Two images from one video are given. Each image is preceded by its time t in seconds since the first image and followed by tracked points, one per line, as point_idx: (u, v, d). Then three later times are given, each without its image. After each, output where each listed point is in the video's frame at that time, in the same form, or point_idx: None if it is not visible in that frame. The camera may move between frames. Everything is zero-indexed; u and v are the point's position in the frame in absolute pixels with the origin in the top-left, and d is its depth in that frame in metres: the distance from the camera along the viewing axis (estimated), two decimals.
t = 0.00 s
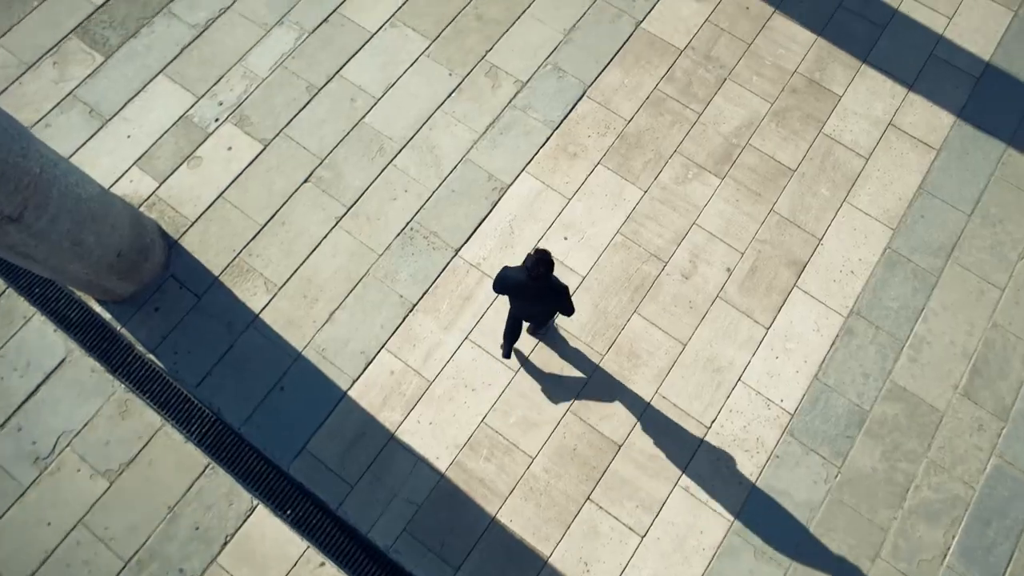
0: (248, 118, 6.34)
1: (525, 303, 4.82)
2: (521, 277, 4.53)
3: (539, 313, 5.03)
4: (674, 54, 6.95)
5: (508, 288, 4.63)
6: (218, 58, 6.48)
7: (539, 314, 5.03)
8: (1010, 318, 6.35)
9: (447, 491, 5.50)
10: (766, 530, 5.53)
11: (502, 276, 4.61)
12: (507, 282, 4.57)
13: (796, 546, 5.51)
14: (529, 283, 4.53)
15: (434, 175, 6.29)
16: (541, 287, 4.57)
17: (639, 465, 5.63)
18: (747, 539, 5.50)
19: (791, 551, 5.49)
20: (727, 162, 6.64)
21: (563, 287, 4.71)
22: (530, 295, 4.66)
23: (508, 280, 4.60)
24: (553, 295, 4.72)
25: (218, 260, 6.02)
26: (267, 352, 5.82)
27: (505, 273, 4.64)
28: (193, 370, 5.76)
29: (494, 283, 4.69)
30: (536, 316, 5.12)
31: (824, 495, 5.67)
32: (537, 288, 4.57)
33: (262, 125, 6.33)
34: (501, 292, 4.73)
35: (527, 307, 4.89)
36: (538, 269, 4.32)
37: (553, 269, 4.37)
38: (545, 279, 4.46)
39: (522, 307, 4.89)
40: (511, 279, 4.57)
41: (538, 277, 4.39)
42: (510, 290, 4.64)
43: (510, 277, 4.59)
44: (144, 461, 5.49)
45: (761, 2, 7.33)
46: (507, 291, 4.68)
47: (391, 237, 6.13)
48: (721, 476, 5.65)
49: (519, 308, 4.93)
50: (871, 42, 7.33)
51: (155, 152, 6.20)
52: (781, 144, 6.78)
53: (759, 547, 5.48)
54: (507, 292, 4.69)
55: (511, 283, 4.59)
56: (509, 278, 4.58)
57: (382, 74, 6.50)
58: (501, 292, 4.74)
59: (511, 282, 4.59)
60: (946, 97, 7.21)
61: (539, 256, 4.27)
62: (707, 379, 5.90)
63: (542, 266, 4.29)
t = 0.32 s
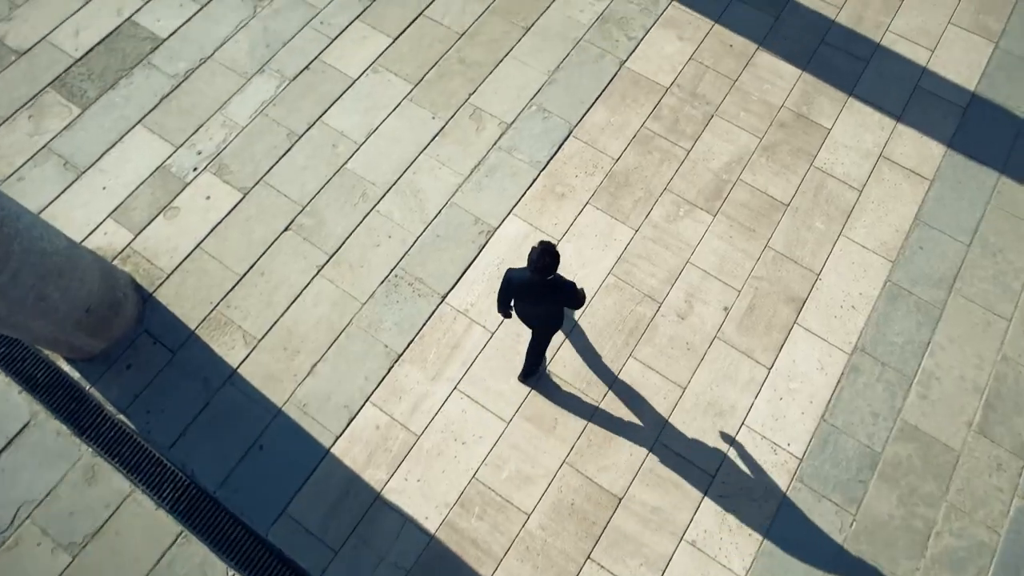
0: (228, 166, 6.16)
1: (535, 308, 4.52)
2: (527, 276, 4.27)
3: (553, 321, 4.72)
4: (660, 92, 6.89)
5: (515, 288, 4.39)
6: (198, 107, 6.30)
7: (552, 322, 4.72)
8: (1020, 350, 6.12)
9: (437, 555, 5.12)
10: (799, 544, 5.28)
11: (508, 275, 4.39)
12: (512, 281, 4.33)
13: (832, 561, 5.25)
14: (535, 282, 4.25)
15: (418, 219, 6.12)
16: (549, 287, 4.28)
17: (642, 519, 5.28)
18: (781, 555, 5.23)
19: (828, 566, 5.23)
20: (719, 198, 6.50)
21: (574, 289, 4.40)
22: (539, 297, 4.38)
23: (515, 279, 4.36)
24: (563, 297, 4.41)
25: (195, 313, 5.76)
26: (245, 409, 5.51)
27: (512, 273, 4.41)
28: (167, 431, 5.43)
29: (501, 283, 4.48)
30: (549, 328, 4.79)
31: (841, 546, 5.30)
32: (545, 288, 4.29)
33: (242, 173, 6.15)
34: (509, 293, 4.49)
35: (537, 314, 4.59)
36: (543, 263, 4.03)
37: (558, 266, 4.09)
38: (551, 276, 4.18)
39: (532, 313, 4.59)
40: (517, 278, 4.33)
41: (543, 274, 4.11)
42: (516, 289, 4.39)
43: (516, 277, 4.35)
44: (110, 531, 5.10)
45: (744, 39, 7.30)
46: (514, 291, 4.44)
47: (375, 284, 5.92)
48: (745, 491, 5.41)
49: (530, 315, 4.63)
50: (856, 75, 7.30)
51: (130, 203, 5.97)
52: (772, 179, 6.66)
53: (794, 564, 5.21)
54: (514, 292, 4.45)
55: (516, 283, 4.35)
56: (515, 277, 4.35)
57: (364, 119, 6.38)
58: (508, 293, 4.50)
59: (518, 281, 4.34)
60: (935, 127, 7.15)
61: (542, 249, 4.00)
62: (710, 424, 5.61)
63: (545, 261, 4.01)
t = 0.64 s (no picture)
0: (200, 221, 5.93)
1: (531, 299, 4.46)
2: (523, 264, 4.23)
3: (552, 316, 4.64)
4: (640, 132, 6.82)
5: (511, 277, 4.36)
6: (169, 162, 6.09)
7: (550, 317, 4.64)
8: None
9: None
10: (832, 548, 5.08)
11: (506, 263, 4.38)
12: (509, 270, 4.31)
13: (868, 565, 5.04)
14: (531, 271, 4.20)
15: (398, 268, 5.91)
16: (545, 277, 4.21)
17: None
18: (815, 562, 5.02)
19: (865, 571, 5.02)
20: (706, 235, 6.36)
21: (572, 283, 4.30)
22: (534, 287, 4.32)
23: (512, 267, 4.34)
24: (559, 289, 4.32)
25: (164, 374, 5.44)
26: (216, 477, 5.14)
27: (511, 262, 4.38)
28: (131, 504, 5.03)
29: (500, 271, 4.46)
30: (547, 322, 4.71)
31: None
32: (540, 278, 4.22)
33: (214, 227, 5.92)
34: (507, 282, 4.46)
35: (534, 306, 4.52)
36: (536, 250, 3.97)
37: (553, 254, 4.01)
38: (546, 264, 4.11)
39: (529, 304, 4.53)
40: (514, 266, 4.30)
41: (537, 261, 4.05)
42: (512, 278, 4.36)
43: (514, 265, 4.32)
44: None
45: (722, 76, 7.30)
46: (511, 281, 4.40)
47: (354, 338, 5.65)
48: (771, 498, 5.23)
49: (527, 306, 4.58)
50: (835, 107, 7.30)
51: (98, 262, 5.70)
52: (759, 213, 6.54)
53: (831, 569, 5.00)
54: (511, 281, 4.41)
55: (513, 271, 4.32)
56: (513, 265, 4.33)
57: (340, 168, 6.23)
58: (506, 282, 4.46)
59: (514, 269, 4.30)
60: (918, 156, 7.11)
61: (535, 235, 3.94)
62: (712, 472, 5.29)
63: (538, 247, 3.94)
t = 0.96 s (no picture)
0: (167, 281, 5.65)
1: (523, 304, 4.33)
2: (518, 265, 4.12)
3: (541, 320, 4.55)
4: (619, 174, 6.74)
5: (503, 281, 4.20)
6: (136, 221, 5.84)
7: (540, 322, 4.54)
8: None
9: None
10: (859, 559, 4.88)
11: (496, 267, 4.20)
12: (500, 274, 4.15)
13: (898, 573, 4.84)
14: (527, 272, 4.10)
15: (375, 323, 5.66)
16: (541, 277, 4.14)
17: None
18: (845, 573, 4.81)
19: None
20: (693, 275, 6.19)
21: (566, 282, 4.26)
22: (529, 290, 4.21)
23: (503, 270, 4.19)
24: (554, 290, 4.26)
25: (125, 445, 5.04)
26: (180, 557, 4.67)
27: (500, 265, 4.23)
28: None
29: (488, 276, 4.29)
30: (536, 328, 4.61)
31: None
32: (536, 278, 4.13)
33: (182, 286, 5.64)
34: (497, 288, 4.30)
35: (525, 312, 4.39)
36: (535, 246, 3.89)
37: (549, 251, 3.96)
38: (543, 263, 4.04)
39: (519, 312, 4.38)
40: (506, 269, 4.16)
41: (534, 259, 3.97)
42: (504, 282, 4.20)
43: (505, 268, 4.18)
44: None
45: (698, 117, 7.30)
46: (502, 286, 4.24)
47: (330, 397, 5.34)
48: (789, 512, 5.04)
49: (517, 315, 4.43)
50: (812, 143, 7.30)
51: (57, 329, 5.38)
52: (745, 251, 6.40)
53: None
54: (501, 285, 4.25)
55: (506, 275, 4.17)
56: (504, 269, 4.17)
57: (314, 222, 6.04)
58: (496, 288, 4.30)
59: (506, 272, 4.16)
60: (899, 188, 7.07)
61: (533, 232, 3.87)
62: (716, 526, 4.94)
63: (537, 244, 3.88)
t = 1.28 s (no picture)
0: (130, 345, 5.30)
1: (521, 299, 4.38)
2: (514, 258, 4.17)
3: (540, 316, 4.59)
4: (600, 220, 6.64)
5: (500, 275, 4.26)
6: (99, 284, 5.55)
7: (539, 317, 4.58)
8: None
9: None
10: (890, 563, 4.74)
11: (494, 260, 4.27)
12: (497, 268, 4.21)
13: None
14: (523, 264, 4.15)
15: (351, 382, 5.36)
16: (537, 270, 4.19)
17: None
18: None
19: None
20: (681, 320, 6.00)
21: (562, 276, 4.28)
22: (526, 284, 4.25)
23: (500, 263, 4.25)
24: (550, 284, 4.29)
25: (76, 527, 4.54)
26: None
27: (499, 258, 4.30)
28: None
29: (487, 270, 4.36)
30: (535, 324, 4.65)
31: None
32: (532, 271, 4.18)
33: (146, 350, 5.29)
34: (496, 281, 4.36)
35: (523, 307, 4.45)
36: (528, 237, 3.93)
37: (545, 243, 4.00)
38: (536, 254, 4.07)
39: (517, 306, 4.43)
40: (504, 262, 4.22)
41: (528, 249, 4.02)
42: (501, 275, 4.26)
43: (502, 261, 4.24)
44: None
45: (676, 161, 7.29)
46: (499, 279, 4.30)
47: (303, 463, 4.94)
48: (817, 519, 4.91)
49: (516, 309, 4.49)
50: (792, 184, 7.27)
51: (9, 401, 5.00)
52: (733, 293, 6.24)
53: None
54: (499, 279, 4.31)
55: (503, 268, 4.23)
56: (501, 262, 4.24)
57: (287, 278, 5.80)
58: (494, 282, 4.37)
59: (503, 265, 4.22)
60: (882, 224, 7.01)
61: (528, 223, 3.93)
62: None
63: (531, 235, 3.92)
